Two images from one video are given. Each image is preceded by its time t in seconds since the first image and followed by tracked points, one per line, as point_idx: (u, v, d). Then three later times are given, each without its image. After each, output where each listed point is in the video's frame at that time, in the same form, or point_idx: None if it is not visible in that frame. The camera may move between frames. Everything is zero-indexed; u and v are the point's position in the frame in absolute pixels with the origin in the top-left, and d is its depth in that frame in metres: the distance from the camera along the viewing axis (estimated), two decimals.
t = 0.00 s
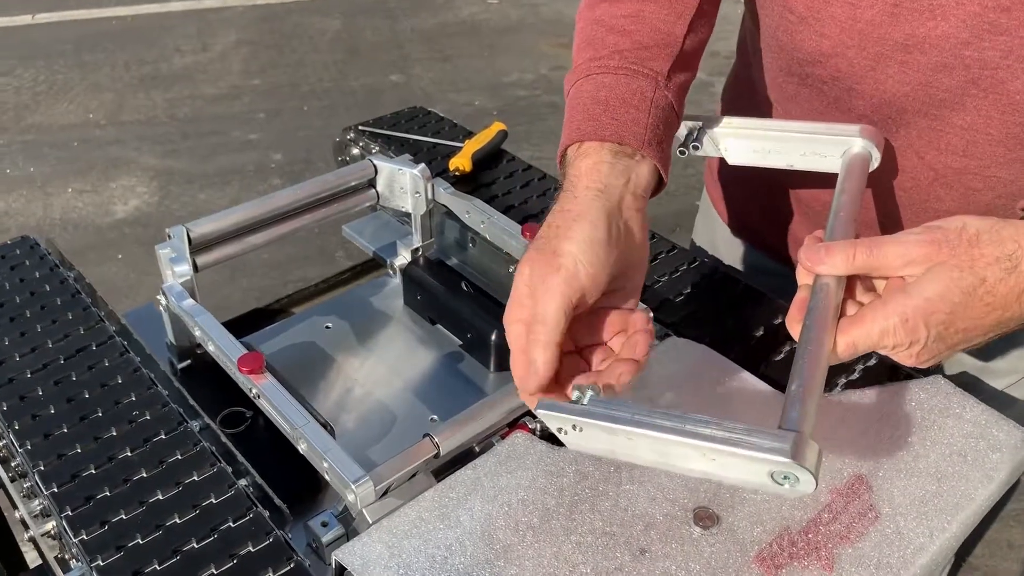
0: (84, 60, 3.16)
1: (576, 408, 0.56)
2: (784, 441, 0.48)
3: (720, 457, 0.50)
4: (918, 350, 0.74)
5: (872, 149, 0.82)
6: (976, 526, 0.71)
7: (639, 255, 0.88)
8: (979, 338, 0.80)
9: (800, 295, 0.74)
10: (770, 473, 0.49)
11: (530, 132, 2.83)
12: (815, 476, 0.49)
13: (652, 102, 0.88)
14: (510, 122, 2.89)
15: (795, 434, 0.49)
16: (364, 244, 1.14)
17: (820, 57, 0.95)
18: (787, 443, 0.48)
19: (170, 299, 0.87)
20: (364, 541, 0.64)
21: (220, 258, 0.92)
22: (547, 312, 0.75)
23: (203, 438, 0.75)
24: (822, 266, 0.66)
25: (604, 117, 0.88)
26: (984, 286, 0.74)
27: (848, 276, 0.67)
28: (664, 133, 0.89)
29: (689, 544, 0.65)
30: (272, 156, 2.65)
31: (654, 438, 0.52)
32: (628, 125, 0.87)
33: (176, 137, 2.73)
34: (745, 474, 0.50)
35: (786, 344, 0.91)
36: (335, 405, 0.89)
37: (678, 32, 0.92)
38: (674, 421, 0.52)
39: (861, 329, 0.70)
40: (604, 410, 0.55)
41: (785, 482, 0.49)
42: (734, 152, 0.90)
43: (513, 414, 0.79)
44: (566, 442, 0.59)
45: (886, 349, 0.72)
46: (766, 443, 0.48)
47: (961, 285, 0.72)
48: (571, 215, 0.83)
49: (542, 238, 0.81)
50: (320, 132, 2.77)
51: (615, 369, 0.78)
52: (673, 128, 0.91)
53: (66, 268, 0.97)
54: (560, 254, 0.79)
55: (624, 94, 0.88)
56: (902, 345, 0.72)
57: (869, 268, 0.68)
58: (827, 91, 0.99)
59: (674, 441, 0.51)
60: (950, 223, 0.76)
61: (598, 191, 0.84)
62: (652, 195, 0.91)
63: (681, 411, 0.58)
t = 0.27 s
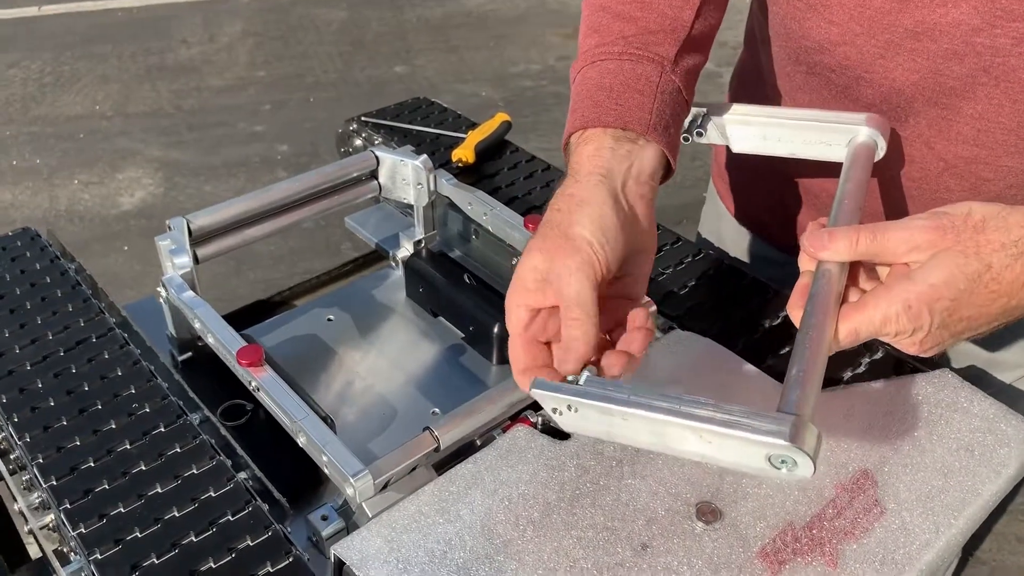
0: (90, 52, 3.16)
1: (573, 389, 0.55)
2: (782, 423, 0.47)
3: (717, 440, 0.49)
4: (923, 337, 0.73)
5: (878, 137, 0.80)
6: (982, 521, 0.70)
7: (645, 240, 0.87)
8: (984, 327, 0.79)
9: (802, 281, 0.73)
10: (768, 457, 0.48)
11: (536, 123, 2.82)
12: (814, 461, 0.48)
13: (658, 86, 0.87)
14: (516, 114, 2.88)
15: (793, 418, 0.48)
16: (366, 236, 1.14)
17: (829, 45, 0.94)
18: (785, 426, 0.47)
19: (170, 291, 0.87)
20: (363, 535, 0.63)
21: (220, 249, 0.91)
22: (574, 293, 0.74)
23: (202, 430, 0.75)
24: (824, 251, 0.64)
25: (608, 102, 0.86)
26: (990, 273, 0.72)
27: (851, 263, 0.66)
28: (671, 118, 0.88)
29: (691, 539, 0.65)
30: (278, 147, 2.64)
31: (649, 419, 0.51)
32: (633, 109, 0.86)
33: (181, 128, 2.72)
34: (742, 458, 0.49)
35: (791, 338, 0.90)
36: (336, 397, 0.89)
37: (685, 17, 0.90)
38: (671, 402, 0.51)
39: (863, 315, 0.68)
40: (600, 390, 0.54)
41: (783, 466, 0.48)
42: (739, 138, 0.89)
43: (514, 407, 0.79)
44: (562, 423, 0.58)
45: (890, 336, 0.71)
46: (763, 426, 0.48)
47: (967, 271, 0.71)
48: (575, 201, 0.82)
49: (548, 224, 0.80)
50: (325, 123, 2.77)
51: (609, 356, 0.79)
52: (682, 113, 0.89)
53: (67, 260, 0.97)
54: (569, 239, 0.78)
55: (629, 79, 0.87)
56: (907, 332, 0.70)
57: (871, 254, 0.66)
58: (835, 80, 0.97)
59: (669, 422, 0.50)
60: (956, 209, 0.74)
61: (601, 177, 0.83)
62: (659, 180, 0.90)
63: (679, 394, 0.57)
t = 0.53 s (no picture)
0: (99, 45, 3.16)
1: (582, 378, 0.54)
2: (796, 412, 0.46)
3: (728, 429, 0.48)
4: (940, 329, 0.72)
5: (893, 130, 0.79)
6: (996, 519, 0.68)
7: (653, 231, 0.85)
8: (1003, 319, 0.77)
9: (816, 271, 0.72)
10: (780, 446, 0.47)
11: (545, 116, 2.80)
12: (829, 450, 0.47)
13: (667, 76, 0.86)
14: (524, 106, 2.86)
15: (806, 406, 0.47)
16: (373, 228, 1.13)
17: (843, 34, 0.92)
18: (798, 414, 0.46)
19: (174, 284, 0.86)
20: (367, 530, 0.63)
21: (225, 241, 0.91)
22: (579, 281, 0.72)
23: (206, 424, 0.75)
24: (839, 241, 0.63)
25: (615, 93, 0.86)
26: (1009, 262, 0.71)
27: (865, 253, 0.65)
28: (680, 108, 0.86)
29: (699, 535, 0.64)
30: (286, 140, 2.64)
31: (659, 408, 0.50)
32: (641, 100, 0.85)
33: (190, 121, 2.72)
34: (754, 447, 0.48)
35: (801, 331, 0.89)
36: (342, 391, 0.89)
37: (695, 6, 0.89)
38: (682, 390, 0.50)
39: (878, 305, 0.67)
40: (609, 379, 0.54)
41: (799, 455, 0.47)
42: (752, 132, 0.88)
43: (520, 401, 0.78)
44: (572, 413, 0.57)
45: (906, 328, 0.70)
46: (775, 414, 0.47)
47: (986, 261, 0.69)
48: (580, 190, 0.81)
49: (554, 215, 0.80)
50: (333, 116, 2.76)
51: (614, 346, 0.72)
52: (691, 104, 0.88)
53: (72, 252, 0.97)
54: (573, 229, 0.76)
55: (637, 68, 0.86)
56: (923, 324, 0.69)
57: (886, 244, 0.65)
58: (849, 70, 0.95)
59: (680, 411, 0.49)
60: (974, 198, 0.73)
61: (608, 165, 0.82)
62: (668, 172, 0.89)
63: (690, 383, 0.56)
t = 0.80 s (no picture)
0: (107, 44, 3.17)
1: (586, 374, 0.53)
2: (804, 409, 0.45)
3: (735, 427, 0.47)
4: (953, 327, 0.71)
5: (909, 124, 0.78)
6: (1010, 523, 0.67)
7: (658, 231, 0.83)
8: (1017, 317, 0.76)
9: (827, 268, 0.70)
10: (788, 445, 0.46)
11: (553, 114, 2.79)
12: (836, 450, 0.46)
13: (676, 73, 0.85)
14: (532, 105, 2.85)
15: (815, 404, 0.46)
16: (380, 227, 1.12)
17: (856, 30, 0.91)
18: (806, 412, 0.45)
19: (179, 283, 0.86)
20: (371, 531, 0.62)
21: (230, 240, 0.90)
22: (574, 281, 0.71)
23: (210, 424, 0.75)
24: (850, 237, 0.62)
25: (623, 90, 0.85)
26: None
27: (878, 251, 0.64)
28: (688, 106, 0.85)
29: (709, 538, 0.63)
30: (293, 139, 2.63)
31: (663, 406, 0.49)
32: (648, 98, 0.84)
33: (197, 120, 2.72)
34: (761, 446, 0.47)
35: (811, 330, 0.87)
36: (346, 391, 0.88)
37: (704, 3, 0.88)
38: (687, 387, 0.49)
39: (891, 302, 0.66)
40: (613, 376, 0.53)
41: (805, 455, 0.46)
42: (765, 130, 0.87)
43: (527, 402, 0.77)
44: (576, 410, 0.56)
45: (919, 326, 0.68)
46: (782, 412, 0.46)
47: (1000, 258, 0.68)
48: (584, 187, 0.80)
49: (558, 213, 0.78)
50: (340, 115, 2.76)
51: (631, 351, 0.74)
52: (700, 102, 0.87)
53: (77, 250, 0.97)
54: (571, 224, 0.76)
55: (645, 65, 0.85)
56: (936, 322, 0.68)
57: (898, 242, 0.64)
58: (861, 66, 0.94)
59: (685, 408, 0.48)
60: (988, 195, 0.72)
61: (612, 163, 0.81)
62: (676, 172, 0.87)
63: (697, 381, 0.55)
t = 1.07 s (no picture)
0: (113, 46, 3.17)
1: (592, 379, 0.53)
2: (812, 411, 0.44)
3: (741, 431, 0.46)
4: (966, 328, 0.70)
5: (920, 126, 0.77)
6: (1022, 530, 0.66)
7: (654, 234, 0.83)
8: None
9: (838, 270, 0.70)
10: (795, 448, 0.45)
11: (557, 117, 2.79)
12: (847, 453, 0.44)
13: (676, 75, 0.84)
14: (536, 107, 2.84)
15: (823, 406, 0.45)
16: (383, 229, 1.12)
17: (864, 30, 0.91)
18: (814, 415, 0.44)
19: (181, 285, 0.86)
20: (373, 536, 0.61)
21: (231, 242, 0.90)
22: (566, 276, 0.70)
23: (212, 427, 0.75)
24: (860, 239, 0.61)
25: (623, 91, 0.84)
26: None
27: (889, 252, 0.63)
28: (688, 109, 0.85)
29: (716, 545, 0.62)
30: (298, 141, 2.63)
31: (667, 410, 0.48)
32: (648, 100, 0.83)
33: (202, 122, 2.72)
34: (769, 449, 0.46)
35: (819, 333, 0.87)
36: (349, 394, 0.87)
37: (705, 4, 0.87)
38: (693, 389, 0.48)
39: (902, 304, 0.65)
40: (619, 381, 0.53)
41: (814, 458, 0.45)
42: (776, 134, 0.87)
43: (531, 406, 0.76)
44: (583, 416, 0.56)
45: (931, 327, 0.68)
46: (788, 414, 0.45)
47: (1016, 258, 0.67)
48: (580, 188, 0.79)
49: (554, 212, 0.78)
50: (345, 117, 2.76)
51: (643, 321, 0.78)
52: (700, 105, 0.86)
53: (79, 252, 0.97)
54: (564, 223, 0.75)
55: (645, 66, 0.84)
56: (949, 323, 0.67)
57: (910, 243, 0.63)
58: (870, 66, 0.93)
59: (690, 412, 0.47)
60: (1001, 195, 0.70)
61: (609, 163, 0.80)
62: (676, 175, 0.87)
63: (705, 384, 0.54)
